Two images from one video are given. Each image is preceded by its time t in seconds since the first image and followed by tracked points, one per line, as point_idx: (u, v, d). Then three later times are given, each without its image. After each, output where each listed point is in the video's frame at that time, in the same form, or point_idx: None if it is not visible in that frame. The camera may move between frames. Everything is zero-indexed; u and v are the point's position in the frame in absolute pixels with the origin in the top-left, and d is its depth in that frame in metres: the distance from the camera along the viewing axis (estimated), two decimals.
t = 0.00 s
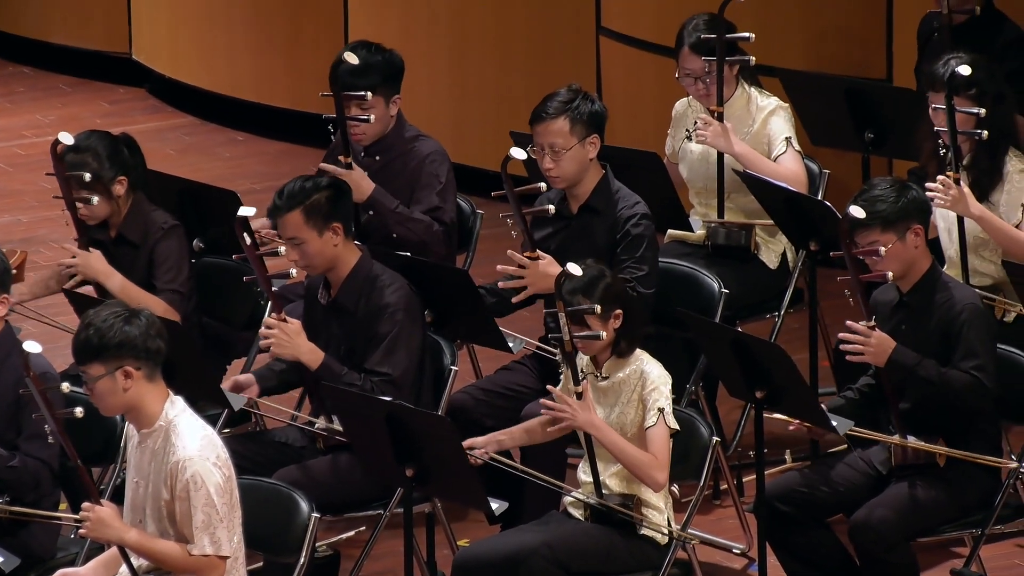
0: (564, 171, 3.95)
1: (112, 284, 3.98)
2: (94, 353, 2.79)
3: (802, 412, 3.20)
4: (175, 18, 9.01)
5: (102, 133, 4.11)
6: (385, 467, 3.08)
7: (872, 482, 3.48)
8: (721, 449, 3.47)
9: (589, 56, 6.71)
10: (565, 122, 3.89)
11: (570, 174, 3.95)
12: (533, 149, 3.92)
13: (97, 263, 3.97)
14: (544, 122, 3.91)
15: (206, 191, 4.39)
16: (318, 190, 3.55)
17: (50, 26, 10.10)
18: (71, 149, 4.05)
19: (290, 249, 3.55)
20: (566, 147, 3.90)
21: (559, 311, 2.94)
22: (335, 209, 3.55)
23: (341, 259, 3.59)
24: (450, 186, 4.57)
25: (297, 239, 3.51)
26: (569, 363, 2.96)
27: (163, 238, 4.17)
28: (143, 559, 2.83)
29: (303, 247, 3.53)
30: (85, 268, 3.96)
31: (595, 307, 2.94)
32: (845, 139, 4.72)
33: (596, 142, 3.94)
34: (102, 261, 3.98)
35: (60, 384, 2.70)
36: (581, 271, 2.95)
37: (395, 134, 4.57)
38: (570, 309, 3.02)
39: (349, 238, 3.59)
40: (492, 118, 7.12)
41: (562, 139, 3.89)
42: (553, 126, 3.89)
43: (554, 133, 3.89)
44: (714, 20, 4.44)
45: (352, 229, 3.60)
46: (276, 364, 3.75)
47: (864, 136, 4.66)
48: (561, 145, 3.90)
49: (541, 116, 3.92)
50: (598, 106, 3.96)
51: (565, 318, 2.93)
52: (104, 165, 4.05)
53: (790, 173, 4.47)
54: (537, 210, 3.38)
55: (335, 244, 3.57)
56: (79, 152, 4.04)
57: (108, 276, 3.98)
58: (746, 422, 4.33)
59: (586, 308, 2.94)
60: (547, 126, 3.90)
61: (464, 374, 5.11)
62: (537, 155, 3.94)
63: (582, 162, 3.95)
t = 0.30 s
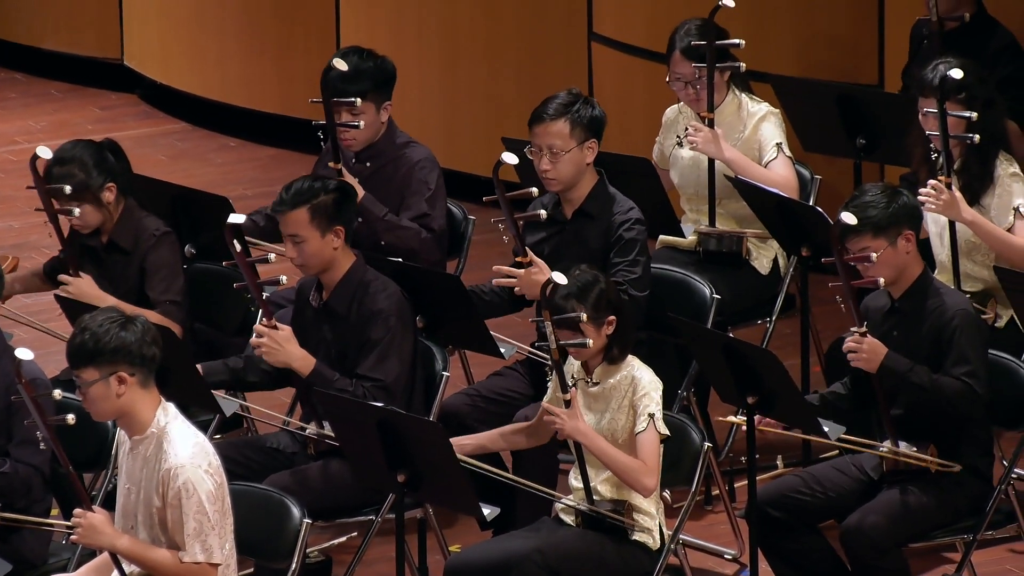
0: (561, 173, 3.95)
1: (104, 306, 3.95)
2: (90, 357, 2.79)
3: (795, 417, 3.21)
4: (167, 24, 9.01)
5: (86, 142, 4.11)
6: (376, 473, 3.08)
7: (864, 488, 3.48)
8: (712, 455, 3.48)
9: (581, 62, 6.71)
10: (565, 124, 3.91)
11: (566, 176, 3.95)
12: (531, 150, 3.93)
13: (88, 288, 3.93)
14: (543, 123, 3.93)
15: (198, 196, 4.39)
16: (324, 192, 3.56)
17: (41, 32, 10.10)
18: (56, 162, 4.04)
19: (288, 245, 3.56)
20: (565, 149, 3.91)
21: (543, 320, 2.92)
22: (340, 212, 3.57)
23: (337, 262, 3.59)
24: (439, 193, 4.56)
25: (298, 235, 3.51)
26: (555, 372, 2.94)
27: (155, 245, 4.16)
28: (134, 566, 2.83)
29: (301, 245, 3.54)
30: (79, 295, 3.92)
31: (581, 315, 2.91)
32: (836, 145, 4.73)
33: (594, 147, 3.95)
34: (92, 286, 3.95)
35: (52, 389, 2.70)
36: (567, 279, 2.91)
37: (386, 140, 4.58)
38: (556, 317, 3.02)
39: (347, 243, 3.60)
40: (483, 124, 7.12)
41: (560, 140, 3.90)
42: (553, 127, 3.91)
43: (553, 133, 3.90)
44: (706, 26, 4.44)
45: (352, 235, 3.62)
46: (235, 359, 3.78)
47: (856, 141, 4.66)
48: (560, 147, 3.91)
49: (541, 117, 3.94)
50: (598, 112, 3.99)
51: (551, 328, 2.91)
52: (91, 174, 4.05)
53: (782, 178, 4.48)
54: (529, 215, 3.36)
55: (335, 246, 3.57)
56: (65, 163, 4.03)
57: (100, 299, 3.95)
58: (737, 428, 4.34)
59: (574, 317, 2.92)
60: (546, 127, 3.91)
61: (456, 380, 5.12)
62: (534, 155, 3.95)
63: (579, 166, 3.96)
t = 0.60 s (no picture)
0: (552, 172, 3.96)
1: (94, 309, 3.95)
2: (79, 363, 2.76)
3: (784, 419, 3.21)
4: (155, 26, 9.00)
5: (68, 148, 4.06)
6: (366, 475, 3.09)
7: (853, 490, 3.49)
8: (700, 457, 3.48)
9: (570, 64, 6.72)
10: (558, 122, 3.91)
11: (558, 175, 3.96)
12: (523, 147, 3.93)
13: (77, 291, 3.92)
14: (537, 122, 3.93)
15: (187, 198, 4.39)
16: (322, 188, 3.61)
17: (29, 33, 10.08)
18: (39, 171, 3.99)
19: (284, 242, 3.56)
20: (557, 147, 3.91)
21: (530, 324, 2.92)
22: (337, 208, 3.61)
23: (331, 261, 3.61)
24: (428, 193, 4.57)
25: (295, 230, 3.53)
26: (542, 376, 2.94)
27: (145, 248, 4.16)
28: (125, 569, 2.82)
29: (297, 241, 3.55)
30: (69, 298, 3.91)
31: (567, 319, 2.90)
32: (825, 147, 4.74)
33: (587, 147, 3.97)
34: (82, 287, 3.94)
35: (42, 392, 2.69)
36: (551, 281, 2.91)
37: (371, 143, 4.58)
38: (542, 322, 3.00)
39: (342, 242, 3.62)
40: (473, 126, 7.13)
41: (554, 139, 3.90)
42: (546, 125, 3.91)
43: (547, 132, 3.90)
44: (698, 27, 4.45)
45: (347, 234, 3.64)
46: (257, 380, 3.75)
47: (845, 144, 4.67)
48: (552, 145, 3.91)
49: (534, 115, 3.94)
50: (591, 113, 3.99)
51: (538, 331, 2.91)
52: (78, 181, 4.03)
53: (772, 180, 4.49)
54: (520, 218, 3.35)
55: (330, 243, 3.58)
56: (48, 173, 3.98)
57: (92, 301, 3.95)
58: (726, 430, 4.34)
59: (559, 320, 2.90)
60: (540, 125, 3.91)
61: (445, 382, 5.12)
62: (527, 153, 3.95)
63: (570, 166, 3.96)
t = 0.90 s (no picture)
0: (543, 171, 3.95)
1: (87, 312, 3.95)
2: (69, 367, 2.77)
3: (776, 422, 3.20)
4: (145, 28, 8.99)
5: (64, 148, 4.06)
6: (356, 478, 3.08)
7: (844, 492, 3.49)
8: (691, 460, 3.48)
9: (561, 67, 6.73)
10: (552, 121, 3.93)
11: (548, 174, 3.96)
12: (516, 144, 3.94)
13: (67, 295, 3.91)
14: (531, 119, 3.95)
15: (179, 201, 4.39)
16: (314, 186, 3.61)
17: (19, 37, 10.07)
18: (33, 169, 3.99)
19: (275, 238, 3.57)
20: (549, 146, 3.92)
21: (524, 325, 2.92)
22: (329, 208, 3.61)
23: (322, 261, 3.60)
24: (417, 195, 4.57)
25: (285, 226, 3.53)
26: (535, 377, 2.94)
27: (136, 252, 4.15)
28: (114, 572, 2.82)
29: (288, 238, 3.56)
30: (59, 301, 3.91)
31: (561, 321, 2.90)
32: (815, 150, 4.75)
33: (579, 149, 3.97)
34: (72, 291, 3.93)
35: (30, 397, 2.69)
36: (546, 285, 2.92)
37: (358, 145, 4.57)
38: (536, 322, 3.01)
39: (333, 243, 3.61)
40: (463, 129, 7.13)
41: (546, 137, 3.91)
42: (539, 123, 3.93)
43: (540, 130, 3.91)
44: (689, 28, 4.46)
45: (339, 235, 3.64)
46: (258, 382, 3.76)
47: (835, 146, 4.68)
48: (545, 143, 3.91)
49: (529, 113, 3.96)
50: (587, 116, 4.00)
51: (532, 333, 2.91)
52: (70, 181, 4.02)
53: (763, 183, 4.50)
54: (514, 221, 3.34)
55: (321, 242, 3.58)
56: (43, 171, 3.99)
57: (84, 304, 3.95)
58: (717, 433, 4.35)
59: (554, 322, 2.91)
60: (533, 124, 3.93)
61: (436, 384, 5.12)
62: (519, 151, 3.96)
63: (561, 167, 3.96)
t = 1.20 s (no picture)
0: (531, 172, 3.95)
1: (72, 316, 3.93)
2: (61, 366, 2.76)
3: (762, 425, 3.22)
4: (134, 31, 8.98)
5: (59, 146, 4.12)
6: (344, 480, 3.08)
7: (832, 495, 3.50)
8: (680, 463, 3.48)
9: (549, 70, 6.73)
10: (541, 122, 3.95)
11: (536, 175, 3.96)
12: (504, 145, 3.95)
13: (54, 297, 3.91)
14: (521, 119, 3.97)
15: (168, 204, 4.39)
16: (312, 186, 3.65)
17: (9, 39, 10.07)
18: (28, 162, 4.05)
19: (267, 233, 3.59)
20: (538, 147, 3.93)
21: (512, 326, 2.92)
22: (324, 209, 3.63)
23: (311, 262, 3.61)
24: (403, 197, 4.57)
25: (279, 221, 3.56)
26: (523, 376, 2.94)
27: (123, 253, 4.15)
28: None
29: (281, 233, 3.57)
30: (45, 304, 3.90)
31: (550, 322, 2.90)
32: (804, 152, 4.75)
33: (567, 152, 3.97)
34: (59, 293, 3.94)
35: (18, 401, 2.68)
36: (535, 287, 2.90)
37: (343, 150, 4.56)
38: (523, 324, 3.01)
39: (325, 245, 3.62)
40: (452, 131, 7.14)
41: (535, 137, 3.93)
42: (529, 124, 3.95)
43: (529, 130, 3.94)
44: (676, 31, 4.44)
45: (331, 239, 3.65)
46: (222, 370, 3.75)
47: (824, 149, 4.69)
48: (534, 144, 3.93)
49: (519, 114, 3.98)
50: (578, 120, 4.01)
51: (521, 335, 2.90)
52: (62, 176, 4.05)
53: (750, 186, 4.51)
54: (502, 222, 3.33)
55: (312, 242, 3.59)
56: (37, 164, 4.04)
57: (71, 307, 3.95)
58: (705, 436, 4.35)
59: (543, 323, 2.91)
60: (523, 123, 3.96)
61: (424, 388, 5.12)
62: (507, 151, 3.97)
63: (550, 169, 3.97)
